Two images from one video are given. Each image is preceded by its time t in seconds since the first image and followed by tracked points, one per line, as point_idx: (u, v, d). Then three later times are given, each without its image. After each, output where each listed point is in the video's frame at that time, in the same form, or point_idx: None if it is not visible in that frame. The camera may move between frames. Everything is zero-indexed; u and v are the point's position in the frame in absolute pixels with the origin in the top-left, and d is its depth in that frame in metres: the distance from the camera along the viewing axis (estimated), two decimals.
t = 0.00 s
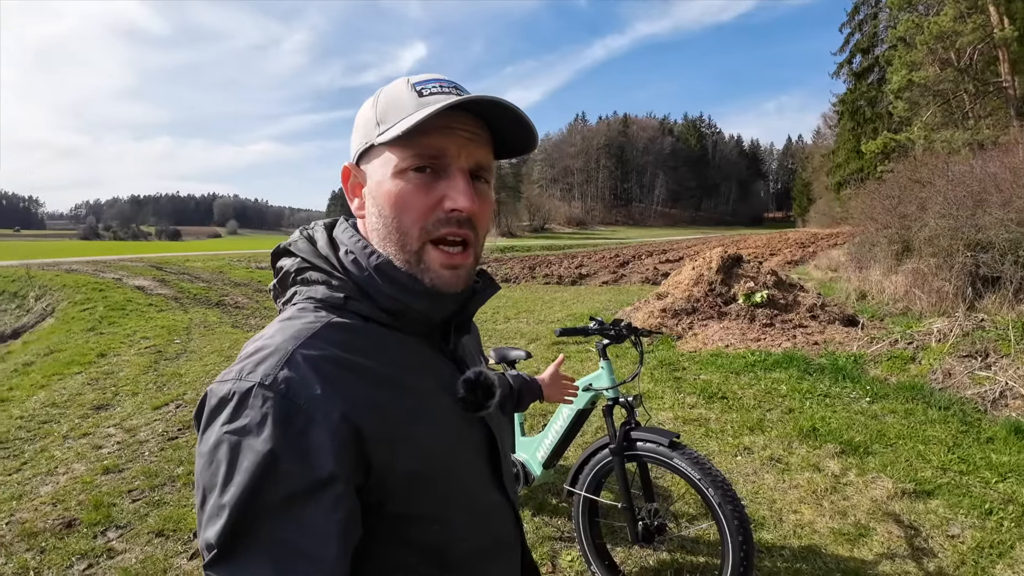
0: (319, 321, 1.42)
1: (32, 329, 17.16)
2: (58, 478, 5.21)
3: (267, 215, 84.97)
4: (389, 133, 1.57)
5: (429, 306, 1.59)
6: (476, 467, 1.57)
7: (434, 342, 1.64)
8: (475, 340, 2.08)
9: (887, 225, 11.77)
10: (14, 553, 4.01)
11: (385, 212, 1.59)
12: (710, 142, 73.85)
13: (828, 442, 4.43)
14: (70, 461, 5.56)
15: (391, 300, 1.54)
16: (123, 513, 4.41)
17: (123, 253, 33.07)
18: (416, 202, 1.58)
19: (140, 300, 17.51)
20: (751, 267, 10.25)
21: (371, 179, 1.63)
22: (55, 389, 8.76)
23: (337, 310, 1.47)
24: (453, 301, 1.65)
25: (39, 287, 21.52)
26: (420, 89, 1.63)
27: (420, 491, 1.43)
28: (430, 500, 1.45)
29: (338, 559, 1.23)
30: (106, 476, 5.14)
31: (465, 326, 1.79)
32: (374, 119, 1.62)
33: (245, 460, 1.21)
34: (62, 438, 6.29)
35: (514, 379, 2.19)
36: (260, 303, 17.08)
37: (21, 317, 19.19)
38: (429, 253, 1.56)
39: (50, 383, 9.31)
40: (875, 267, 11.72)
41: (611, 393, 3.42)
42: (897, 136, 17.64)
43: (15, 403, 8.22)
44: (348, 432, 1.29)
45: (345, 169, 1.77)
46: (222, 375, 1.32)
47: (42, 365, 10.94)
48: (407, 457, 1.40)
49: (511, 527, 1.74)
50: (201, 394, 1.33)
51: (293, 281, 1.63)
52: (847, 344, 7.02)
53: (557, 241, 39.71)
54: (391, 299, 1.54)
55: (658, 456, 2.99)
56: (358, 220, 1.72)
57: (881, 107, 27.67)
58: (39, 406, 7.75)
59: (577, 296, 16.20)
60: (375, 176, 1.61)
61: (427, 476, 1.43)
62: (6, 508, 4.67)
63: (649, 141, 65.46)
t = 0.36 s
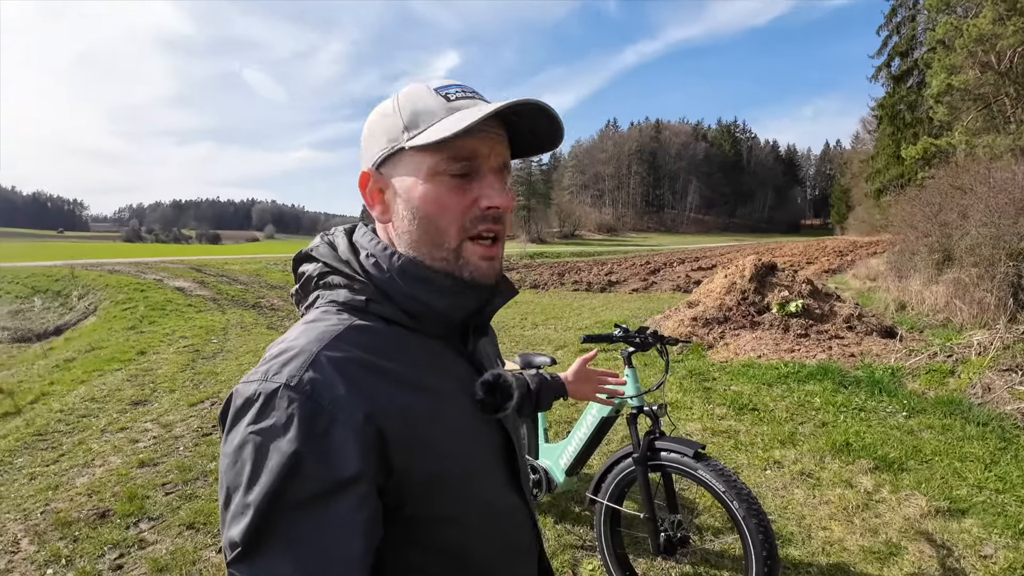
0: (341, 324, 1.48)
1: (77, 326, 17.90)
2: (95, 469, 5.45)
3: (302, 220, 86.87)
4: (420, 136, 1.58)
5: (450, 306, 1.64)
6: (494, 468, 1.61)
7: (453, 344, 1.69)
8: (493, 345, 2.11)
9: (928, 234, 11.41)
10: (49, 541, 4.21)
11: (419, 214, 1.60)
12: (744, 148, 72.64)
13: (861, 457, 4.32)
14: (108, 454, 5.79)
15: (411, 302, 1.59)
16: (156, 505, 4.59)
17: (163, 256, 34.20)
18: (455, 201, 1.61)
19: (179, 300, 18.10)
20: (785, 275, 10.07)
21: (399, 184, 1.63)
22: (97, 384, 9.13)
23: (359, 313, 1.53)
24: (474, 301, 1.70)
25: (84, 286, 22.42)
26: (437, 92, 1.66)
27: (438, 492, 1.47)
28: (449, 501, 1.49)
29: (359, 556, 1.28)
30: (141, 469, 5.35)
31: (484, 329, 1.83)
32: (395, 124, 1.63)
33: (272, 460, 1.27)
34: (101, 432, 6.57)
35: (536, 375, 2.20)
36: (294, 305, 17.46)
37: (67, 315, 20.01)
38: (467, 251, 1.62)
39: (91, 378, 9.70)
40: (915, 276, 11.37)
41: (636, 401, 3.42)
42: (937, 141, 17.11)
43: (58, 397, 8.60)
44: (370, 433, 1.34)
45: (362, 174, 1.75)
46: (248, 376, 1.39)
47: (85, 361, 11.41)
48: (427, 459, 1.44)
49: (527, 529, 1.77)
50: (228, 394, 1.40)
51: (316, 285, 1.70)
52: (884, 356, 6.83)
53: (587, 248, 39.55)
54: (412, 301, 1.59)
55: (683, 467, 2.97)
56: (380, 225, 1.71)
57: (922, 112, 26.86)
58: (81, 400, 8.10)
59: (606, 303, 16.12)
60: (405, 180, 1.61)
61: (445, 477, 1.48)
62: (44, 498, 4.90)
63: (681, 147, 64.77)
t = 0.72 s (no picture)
0: (330, 330, 1.50)
1: (132, 323, 18.78)
2: (137, 458, 5.71)
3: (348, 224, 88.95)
4: (489, 149, 1.65)
5: (441, 301, 1.63)
6: (488, 467, 1.62)
7: (443, 343, 1.69)
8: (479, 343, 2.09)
9: (983, 245, 10.86)
10: (86, 524, 4.43)
11: (477, 223, 1.66)
12: (791, 154, 70.65)
13: (903, 480, 4.14)
14: (150, 445, 6.07)
15: (401, 300, 1.57)
16: (190, 495, 4.78)
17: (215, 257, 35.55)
18: (501, 211, 1.74)
19: (227, 300, 18.78)
20: (831, 286, 9.74)
21: (461, 190, 1.62)
22: (145, 378, 9.57)
23: (345, 316, 1.54)
24: (469, 296, 1.68)
25: (139, 285, 23.51)
26: (472, 106, 1.73)
27: (434, 495, 1.49)
28: (444, 504, 1.50)
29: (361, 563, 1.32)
30: (180, 460, 5.58)
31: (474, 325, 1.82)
32: (460, 130, 1.61)
33: (270, 473, 1.33)
34: (145, 423, 6.88)
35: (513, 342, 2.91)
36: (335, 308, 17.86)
37: (122, 312, 21.03)
38: (497, 254, 1.80)
39: (140, 372, 10.18)
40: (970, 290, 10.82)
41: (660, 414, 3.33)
42: (994, 147, 16.29)
43: (107, 390, 9.04)
44: (364, 440, 1.38)
45: (381, 166, 1.57)
46: (238, 390, 1.44)
47: (136, 356, 11.97)
48: (422, 464, 1.46)
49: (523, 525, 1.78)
50: (221, 408, 1.45)
51: (299, 290, 1.69)
52: (933, 373, 6.53)
53: (627, 256, 39.15)
54: (401, 299, 1.57)
55: (706, 484, 2.90)
56: (414, 226, 1.60)
57: (977, 116, 25.64)
58: (129, 392, 8.50)
59: (644, 312, 15.92)
60: (466, 188, 1.63)
61: (440, 480, 1.50)
62: (87, 484, 5.17)
63: (726, 153, 63.57)
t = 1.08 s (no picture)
0: (294, 333, 1.53)
1: (201, 318, 19.89)
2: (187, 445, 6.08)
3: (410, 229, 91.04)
4: (461, 152, 1.78)
5: (406, 298, 1.70)
6: (453, 462, 1.70)
7: (406, 341, 1.75)
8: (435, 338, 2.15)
9: None
10: (134, 505, 4.76)
11: (444, 221, 1.77)
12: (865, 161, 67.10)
13: (961, 518, 3.84)
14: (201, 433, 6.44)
15: (368, 298, 1.64)
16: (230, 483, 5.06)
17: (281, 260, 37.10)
18: (462, 213, 1.87)
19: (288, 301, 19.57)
20: (900, 302, 9.17)
21: (433, 187, 1.72)
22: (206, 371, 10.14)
23: (310, 316, 1.57)
24: (431, 294, 1.77)
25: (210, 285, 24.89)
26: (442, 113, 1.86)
27: (406, 494, 1.55)
28: (414, 502, 1.57)
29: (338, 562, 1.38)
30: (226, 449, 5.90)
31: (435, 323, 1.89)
32: (436, 131, 1.73)
33: (241, 486, 1.35)
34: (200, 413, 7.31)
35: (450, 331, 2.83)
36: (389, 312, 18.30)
37: (193, 309, 22.30)
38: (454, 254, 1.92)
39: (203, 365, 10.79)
40: None
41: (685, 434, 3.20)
42: None
43: (169, 380, 9.63)
44: (338, 442, 1.43)
45: (360, 156, 1.63)
46: (201, 399, 1.46)
47: (201, 350, 12.69)
48: (394, 464, 1.52)
49: (486, 517, 1.87)
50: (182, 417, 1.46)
51: (256, 291, 1.69)
52: (1007, 402, 6.04)
53: (686, 266, 38.15)
54: (367, 296, 1.64)
55: (730, 513, 2.77)
56: (386, 217, 1.67)
57: None
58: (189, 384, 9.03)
59: (697, 324, 15.49)
60: (437, 186, 1.74)
61: (411, 479, 1.56)
62: (139, 467, 5.55)
63: (793, 160, 61.14)
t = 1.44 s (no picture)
0: (233, 339, 1.45)
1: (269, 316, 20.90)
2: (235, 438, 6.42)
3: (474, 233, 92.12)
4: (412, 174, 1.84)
5: (348, 302, 1.69)
6: (393, 466, 1.68)
7: (345, 346, 1.71)
8: (377, 344, 2.12)
9: None
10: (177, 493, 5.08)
11: (390, 234, 1.80)
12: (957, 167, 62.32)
13: None
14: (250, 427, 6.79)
15: (308, 302, 1.60)
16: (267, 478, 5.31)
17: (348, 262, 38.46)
18: (403, 229, 1.90)
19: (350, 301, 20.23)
20: (984, 322, 8.35)
21: (384, 200, 1.74)
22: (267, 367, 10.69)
23: (247, 321, 1.50)
24: (373, 300, 1.75)
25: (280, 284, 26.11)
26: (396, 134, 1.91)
27: (353, 502, 1.52)
28: (360, 508, 1.54)
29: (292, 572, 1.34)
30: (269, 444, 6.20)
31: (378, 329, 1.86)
32: (393, 148, 1.77)
33: (186, 499, 1.27)
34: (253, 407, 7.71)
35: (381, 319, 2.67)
36: (444, 315, 18.56)
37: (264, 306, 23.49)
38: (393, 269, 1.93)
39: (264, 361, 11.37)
40: None
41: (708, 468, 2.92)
42: None
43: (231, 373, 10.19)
44: (285, 452, 1.37)
45: (317, 158, 1.62)
46: (134, 413, 1.35)
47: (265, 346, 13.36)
48: (339, 471, 1.48)
49: (424, 520, 1.86)
50: (117, 429, 1.35)
51: (185, 298, 1.58)
52: None
53: (755, 276, 36.60)
54: (306, 301, 1.60)
55: (750, 563, 2.50)
56: (337, 222, 1.66)
57: None
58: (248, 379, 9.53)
59: (760, 339, 14.80)
60: (389, 199, 1.77)
61: (359, 486, 1.53)
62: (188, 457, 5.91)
63: (874, 166, 57.62)
